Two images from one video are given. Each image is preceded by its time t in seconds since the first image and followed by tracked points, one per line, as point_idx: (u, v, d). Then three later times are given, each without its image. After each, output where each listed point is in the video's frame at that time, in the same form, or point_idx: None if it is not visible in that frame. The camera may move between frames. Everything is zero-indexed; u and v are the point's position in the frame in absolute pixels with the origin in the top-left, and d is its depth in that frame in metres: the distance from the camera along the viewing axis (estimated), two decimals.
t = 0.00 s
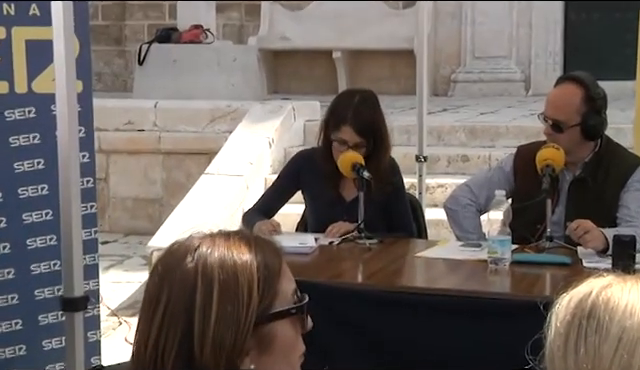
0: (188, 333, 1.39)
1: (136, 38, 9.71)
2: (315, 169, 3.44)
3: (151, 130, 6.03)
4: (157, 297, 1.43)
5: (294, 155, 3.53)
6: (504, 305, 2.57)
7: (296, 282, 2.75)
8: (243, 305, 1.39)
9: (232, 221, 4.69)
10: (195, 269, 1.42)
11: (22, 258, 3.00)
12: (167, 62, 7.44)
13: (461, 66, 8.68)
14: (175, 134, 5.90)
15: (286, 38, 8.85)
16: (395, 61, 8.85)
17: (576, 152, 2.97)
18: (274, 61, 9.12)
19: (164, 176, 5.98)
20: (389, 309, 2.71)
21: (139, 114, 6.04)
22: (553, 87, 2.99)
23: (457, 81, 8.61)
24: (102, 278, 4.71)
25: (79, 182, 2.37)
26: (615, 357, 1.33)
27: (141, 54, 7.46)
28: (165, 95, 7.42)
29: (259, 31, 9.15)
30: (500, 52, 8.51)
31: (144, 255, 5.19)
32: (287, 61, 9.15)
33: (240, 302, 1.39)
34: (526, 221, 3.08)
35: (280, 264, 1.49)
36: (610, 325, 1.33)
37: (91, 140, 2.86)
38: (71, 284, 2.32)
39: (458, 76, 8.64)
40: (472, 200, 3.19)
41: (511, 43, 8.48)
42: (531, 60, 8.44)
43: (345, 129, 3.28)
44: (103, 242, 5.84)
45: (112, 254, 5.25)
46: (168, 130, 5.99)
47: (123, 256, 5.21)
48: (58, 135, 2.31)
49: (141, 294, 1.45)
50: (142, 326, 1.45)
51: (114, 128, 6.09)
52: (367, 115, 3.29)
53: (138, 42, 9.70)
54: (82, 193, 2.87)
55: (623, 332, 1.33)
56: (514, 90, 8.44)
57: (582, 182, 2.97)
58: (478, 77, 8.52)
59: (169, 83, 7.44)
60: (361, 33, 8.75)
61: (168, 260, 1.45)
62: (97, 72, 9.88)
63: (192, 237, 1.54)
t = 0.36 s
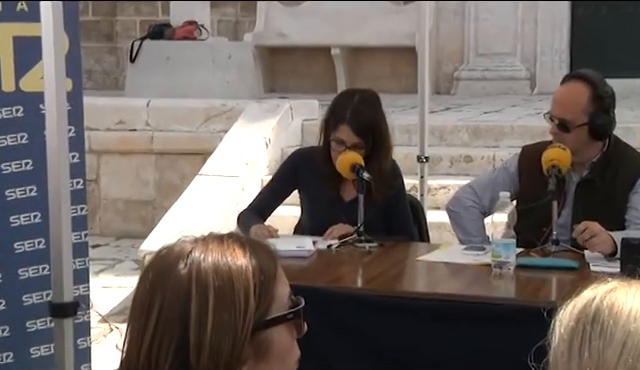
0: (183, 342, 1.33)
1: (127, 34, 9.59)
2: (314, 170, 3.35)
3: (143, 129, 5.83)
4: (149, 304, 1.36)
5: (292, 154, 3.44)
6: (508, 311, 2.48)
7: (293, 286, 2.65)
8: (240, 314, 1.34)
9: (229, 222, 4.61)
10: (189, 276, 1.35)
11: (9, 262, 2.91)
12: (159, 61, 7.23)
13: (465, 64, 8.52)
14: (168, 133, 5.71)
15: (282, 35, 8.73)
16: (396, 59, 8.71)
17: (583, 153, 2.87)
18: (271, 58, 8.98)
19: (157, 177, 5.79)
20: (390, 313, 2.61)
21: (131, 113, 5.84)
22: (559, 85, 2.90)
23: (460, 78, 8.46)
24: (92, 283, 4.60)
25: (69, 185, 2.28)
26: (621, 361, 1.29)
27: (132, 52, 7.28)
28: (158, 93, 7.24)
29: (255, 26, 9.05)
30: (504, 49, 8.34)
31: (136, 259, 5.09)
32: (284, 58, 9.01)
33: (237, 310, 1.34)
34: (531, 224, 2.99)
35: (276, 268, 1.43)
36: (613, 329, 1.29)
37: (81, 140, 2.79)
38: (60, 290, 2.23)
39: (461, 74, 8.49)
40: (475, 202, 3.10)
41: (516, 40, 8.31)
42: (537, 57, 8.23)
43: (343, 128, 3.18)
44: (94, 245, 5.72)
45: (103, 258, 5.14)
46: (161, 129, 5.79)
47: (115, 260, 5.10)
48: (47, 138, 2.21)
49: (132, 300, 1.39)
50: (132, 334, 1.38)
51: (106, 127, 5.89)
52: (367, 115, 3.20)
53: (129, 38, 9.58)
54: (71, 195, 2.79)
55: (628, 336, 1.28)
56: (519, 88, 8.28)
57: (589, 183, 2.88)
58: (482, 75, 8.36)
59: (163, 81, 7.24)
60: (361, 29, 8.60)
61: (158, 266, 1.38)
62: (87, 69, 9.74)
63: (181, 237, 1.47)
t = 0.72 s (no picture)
0: (177, 345, 1.30)
1: (118, 30, 9.35)
2: (312, 169, 3.26)
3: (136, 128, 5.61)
4: (143, 307, 1.33)
5: (290, 149, 3.36)
6: (513, 315, 2.39)
7: (291, 290, 2.56)
8: (238, 317, 1.31)
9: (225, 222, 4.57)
10: (184, 278, 1.33)
11: None
12: (153, 57, 6.94)
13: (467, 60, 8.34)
14: (161, 132, 5.53)
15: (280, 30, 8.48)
16: (396, 55, 8.52)
17: (590, 152, 2.80)
18: (268, 54, 8.81)
19: (150, 177, 5.64)
20: (391, 317, 2.52)
21: (123, 111, 5.63)
22: (566, 82, 2.81)
23: (462, 76, 8.28)
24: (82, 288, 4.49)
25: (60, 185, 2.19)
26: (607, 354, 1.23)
27: (125, 48, 7.00)
28: (151, 90, 6.95)
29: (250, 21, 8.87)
30: (508, 45, 8.04)
31: (128, 262, 5.00)
32: (282, 54, 8.85)
33: (234, 313, 1.31)
34: (535, 225, 2.90)
35: (273, 271, 1.40)
36: (599, 322, 1.25)
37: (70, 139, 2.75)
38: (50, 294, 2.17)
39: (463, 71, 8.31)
40: (478, 202, 3.02)
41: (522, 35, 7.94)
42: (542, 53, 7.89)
43: (343, 123, 3.09)
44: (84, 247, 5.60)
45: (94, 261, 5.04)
46: (153, 128, 5.58)
47: (106, 262, 5.00)
48: (36, 137, 2.12)
49: (126, 303, 1.36)
50: (125, 339, 1.36)
51: (96, 126, 5.66)
52: (367, 110, 3.12)
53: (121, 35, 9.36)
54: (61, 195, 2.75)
55: (615, 329, 1.24)
56: (524, 85, 7.98)
57: (596, 183, 2.80)
58: (484, 72, 8.19)
59: (158, 77, 6.95)
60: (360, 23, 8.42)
61: (153, 268, 1.36)
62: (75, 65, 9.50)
63: (176, 241, 1.44)
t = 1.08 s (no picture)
0: (174, 352, 1.22)
1: (111, 24, 8.97)
2: (313, 169, 3.18)
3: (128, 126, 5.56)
4: (139, 311, 1.25)
5: (290, 149, 3.27)
6: (519, 320, 2.31)
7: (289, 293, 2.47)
8: (236, 321, 1.23)
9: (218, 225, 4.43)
10: (181, 281, 1.25)
11: None
12: (146, 52, 6.76)
13: (472, 55, 8.03)
14: (155, 131, 5.45)
15: (277, 24, 8.47)
16: (397, 51, 8.38)
17: (599, 151, 2.72)
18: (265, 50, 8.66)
19: (144, 177, 5.53)
20: (392, 320, 2.43)
21: (116, 109, 5.59)
22: (572, 79, 2.73)
23: (466, 71, 7.99)
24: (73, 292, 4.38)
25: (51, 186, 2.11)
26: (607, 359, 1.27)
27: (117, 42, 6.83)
28: (143, 87, 6.75)
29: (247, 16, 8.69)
30: (514, 40, 7.89)
31: (120, 264, 4.91)
32: (281, 49, 8.69)
33: (232, 317, 1.23)
34: (542, 226, 2.82)
35: (274, 275, 1.32)
36: (601, 326, 1.29)
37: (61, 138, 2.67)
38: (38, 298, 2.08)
39: (468, 66, 8.01)
40: (483, 203, 2.93)
41: (526, 30, 7.86)
42: (549, 49, 7.78)
43: (345, 121, 3.01)
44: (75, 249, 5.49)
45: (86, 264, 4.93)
46: (147, 125, 5.53)
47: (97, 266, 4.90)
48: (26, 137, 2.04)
49: (120, 306, 1.28)
50: (119, 344, 1.27)
51: (88, 123, 5.60)
52: (368, 108, 3.03)
53: (112, 30, 8.97)
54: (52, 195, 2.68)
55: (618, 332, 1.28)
56: (529, 82, 7.82)
57: (605, 184, 2.73)
58: (490, 68, 7.91)
59: (151, 73, 6.77)
60: (361, 18, 8.26)
61: (148, 271, 1.27)
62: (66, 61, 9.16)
63: (172, 243, 1.36)
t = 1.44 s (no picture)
0: (170, 357, 1.15)
1: (104, 20, 8.91)
2: (313, 168, 3.10)
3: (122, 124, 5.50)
4: (134, 315, 1.18)
5: (289, 148, 3.18)
6: (526, 325, 2.22)
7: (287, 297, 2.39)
8: (235, 324, 1.16)
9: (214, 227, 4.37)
10: (178, 284, 1.17)
11: None
12: (140, 46, 6.64)
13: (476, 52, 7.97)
14: (149, 129, 5.38)
15: (275, 19, 8.31)
16: (400, 47, 8.31)
17: (607, 151, 2.65)
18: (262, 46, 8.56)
19: (137, 177, 5.44)
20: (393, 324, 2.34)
21: (108, 106, 5.51)
22: (579, 77, 2.66)
23: (470, 68, 7.91)
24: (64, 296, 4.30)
25: (41, 186, 2.03)
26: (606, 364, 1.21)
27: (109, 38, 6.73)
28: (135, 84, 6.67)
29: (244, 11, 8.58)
30: (519, 35, 7.81)
31: (113, 267, 4.83)
32: (281, 46, 8.59)
33: (231, 320, 1.16)
34: (548, 227, 2.75)
35: (273, 277, 1.25)
36: (602, 331, 1.23)
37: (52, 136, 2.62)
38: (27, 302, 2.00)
39: (472, 62, 7.95)
40: (487, 204, 2.85)
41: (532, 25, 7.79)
42: (556, 46, 7.70)
43: (343, 120, 2.93)
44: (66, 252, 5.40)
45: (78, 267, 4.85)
46: (140, 123, 5.47)
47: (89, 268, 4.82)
48: (15, 132, 1.96)
49: (114, 309, 1.21)
50: (113, 349, 1.20)
51: (79, 121, 5.54)
52: (369, 107, 2.96)
53: (105, 25, 8.91)
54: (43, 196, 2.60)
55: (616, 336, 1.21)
56: (536, 79, 7.74)
57: (614, 184, 2.65)
58: (495, 64, 7.83)
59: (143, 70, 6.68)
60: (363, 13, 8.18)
61: (144, 272, 1.20)
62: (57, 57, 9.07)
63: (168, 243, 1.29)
